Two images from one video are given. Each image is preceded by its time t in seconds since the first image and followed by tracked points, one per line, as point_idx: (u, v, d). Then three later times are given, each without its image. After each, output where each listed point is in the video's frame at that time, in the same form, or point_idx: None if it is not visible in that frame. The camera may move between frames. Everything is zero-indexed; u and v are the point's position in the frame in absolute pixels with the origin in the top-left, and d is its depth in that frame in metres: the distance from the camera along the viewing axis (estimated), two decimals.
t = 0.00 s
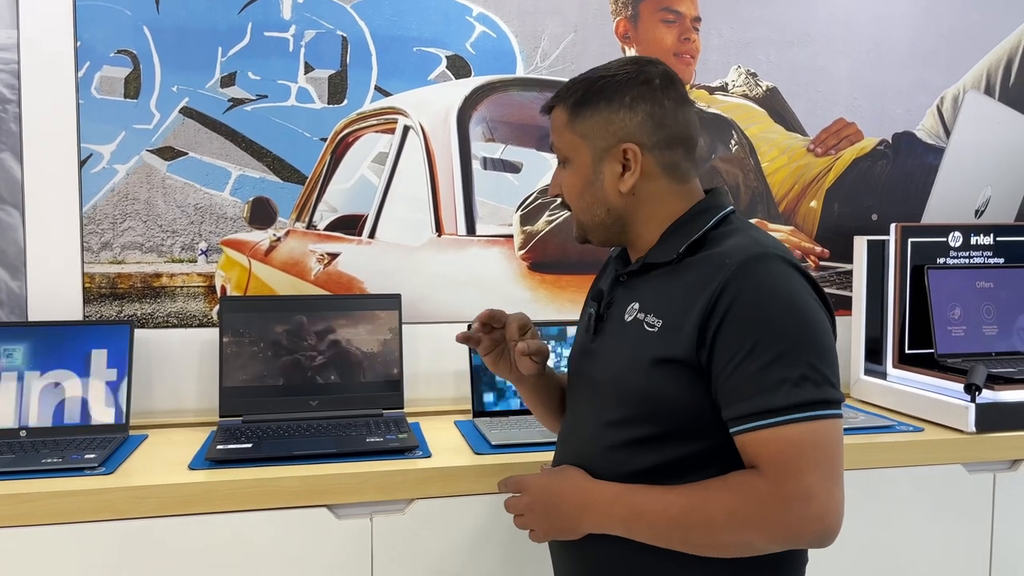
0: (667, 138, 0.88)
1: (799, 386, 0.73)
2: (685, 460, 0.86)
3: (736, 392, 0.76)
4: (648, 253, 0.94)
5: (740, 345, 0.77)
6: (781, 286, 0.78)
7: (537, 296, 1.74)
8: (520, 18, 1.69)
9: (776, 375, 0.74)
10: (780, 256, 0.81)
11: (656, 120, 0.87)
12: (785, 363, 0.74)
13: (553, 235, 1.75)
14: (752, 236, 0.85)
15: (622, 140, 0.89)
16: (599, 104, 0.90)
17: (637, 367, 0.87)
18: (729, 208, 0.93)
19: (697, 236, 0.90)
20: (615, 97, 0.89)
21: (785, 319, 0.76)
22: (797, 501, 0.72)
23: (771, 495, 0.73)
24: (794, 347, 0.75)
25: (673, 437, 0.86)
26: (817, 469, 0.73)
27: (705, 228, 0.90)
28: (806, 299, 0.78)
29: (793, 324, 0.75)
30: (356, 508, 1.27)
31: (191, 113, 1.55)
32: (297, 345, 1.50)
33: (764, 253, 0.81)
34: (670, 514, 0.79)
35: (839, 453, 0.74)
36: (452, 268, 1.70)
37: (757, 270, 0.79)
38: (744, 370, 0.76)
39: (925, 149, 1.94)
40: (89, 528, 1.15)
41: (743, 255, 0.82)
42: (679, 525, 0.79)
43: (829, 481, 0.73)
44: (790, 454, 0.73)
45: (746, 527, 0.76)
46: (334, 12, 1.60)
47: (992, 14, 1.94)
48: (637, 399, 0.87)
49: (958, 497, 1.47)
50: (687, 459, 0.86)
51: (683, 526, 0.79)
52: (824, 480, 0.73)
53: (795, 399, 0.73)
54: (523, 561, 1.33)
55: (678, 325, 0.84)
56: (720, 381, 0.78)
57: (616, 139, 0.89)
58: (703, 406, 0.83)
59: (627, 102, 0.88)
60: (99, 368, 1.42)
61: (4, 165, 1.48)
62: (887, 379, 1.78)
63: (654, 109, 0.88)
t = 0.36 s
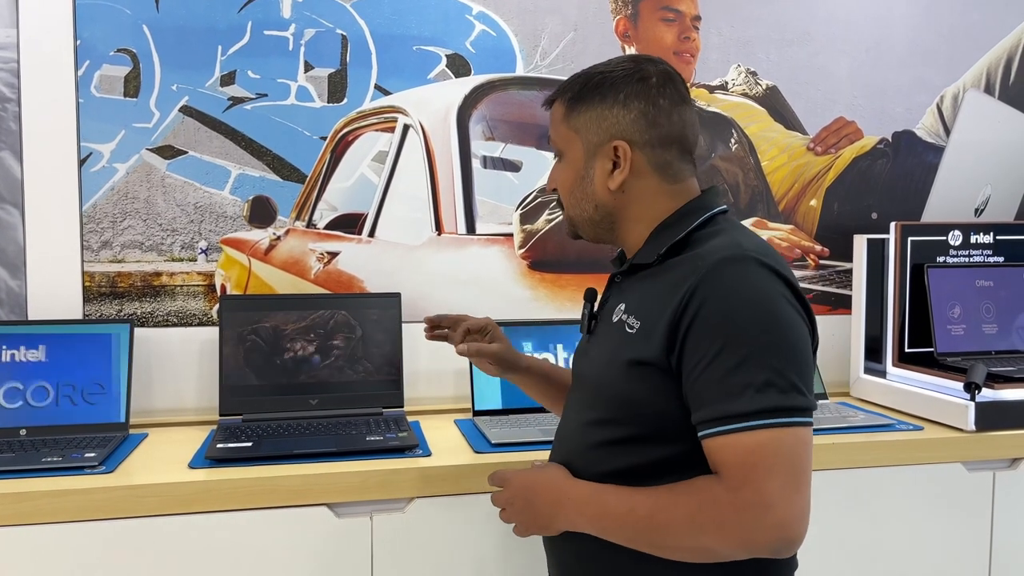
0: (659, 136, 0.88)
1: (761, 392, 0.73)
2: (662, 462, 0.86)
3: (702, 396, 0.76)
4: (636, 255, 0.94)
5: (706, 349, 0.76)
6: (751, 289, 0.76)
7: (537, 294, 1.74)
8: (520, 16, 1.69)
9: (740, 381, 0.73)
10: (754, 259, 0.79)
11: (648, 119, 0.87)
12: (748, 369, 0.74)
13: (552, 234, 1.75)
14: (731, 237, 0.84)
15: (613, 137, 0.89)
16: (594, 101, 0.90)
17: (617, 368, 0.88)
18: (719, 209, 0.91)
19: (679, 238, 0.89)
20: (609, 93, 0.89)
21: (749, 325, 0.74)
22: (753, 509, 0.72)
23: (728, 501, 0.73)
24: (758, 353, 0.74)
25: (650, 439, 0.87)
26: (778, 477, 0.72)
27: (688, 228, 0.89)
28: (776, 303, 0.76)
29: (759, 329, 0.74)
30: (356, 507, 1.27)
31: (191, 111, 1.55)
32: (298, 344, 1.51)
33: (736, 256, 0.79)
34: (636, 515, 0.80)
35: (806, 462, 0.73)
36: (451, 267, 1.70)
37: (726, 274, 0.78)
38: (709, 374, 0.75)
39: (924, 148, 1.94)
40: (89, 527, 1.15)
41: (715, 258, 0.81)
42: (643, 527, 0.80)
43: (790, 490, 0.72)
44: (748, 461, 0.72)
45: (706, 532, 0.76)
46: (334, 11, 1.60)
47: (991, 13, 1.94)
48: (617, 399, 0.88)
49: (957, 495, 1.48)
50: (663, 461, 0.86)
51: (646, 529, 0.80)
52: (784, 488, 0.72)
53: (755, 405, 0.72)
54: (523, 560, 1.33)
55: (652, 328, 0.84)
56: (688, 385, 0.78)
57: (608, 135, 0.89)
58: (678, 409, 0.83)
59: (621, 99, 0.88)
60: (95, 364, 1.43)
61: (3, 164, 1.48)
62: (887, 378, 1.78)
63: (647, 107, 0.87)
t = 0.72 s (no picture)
0: (667, 132, 0.87)
1: (744, 397, 0.73)
2: (647, 461, 0.86)
3: (687, 397, 0.76)
4: (636, 252, 0.95)
5: (694, 351, 0.76)
6: (741, 295, 0.76)
7: (537, 293, 1.74)
8: (520, 16, 1.69)
9: (725, 384, 0.74)
10: (747, 266, 0.79)
11: (657, 113, 0.87)
12: (733, 374, 0.74)
13: (552, 233, 1.75)
14: (727, 242, 0.83)
15: (622, 130, 0.89)
16: (604, 93, 0.90)
17: (608, 365, 0.88)
18: (720, 211, 0.90)
19: (677, 238, 0.89)
20: (619, 86, 0.89)
21: (736, 331, 0.74)
22: (728, 513, 0.72)
23: (704, 503, 0.73)
24: (743, 359, 0.74)
25: (637, 437, 0.87)
26: (756, 483, 0.72)
27: (688, 228, 0.89)
28: (766, 311, 0.76)
29: (746, 336, 0.74)
30: (356, 506, 1.28)
31: (191, 110, 1.55)
32: (298, 343, 1.51)
33: (728, 261, 0.79)
34: (615, 511, 0.81)
35: (784, 470, 0.73)
36: (451, 266, 1.70)
37: (717, 279, 0.78)
38: (696, 376, 0.75)
39: (924, 147, 1.94)
40: (90, 526, 1.15)
41: (707, 262, 0.81)
42: (622, 523, 0.80)
43: (766, 498, 0.72)
44: (726, 465, 0.72)
45: (682, 532, 0.76)
46: (334, 10, 1.60)
47: (991, 12, 1.94)
48: (607, 395, 0.88)
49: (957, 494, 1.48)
50: (649, 460, 0.86)
51: (624, 525, 0.80)
52: (761, 495, 0.72)
53: (738, 410, 0.72)
54: (522, 559, 1.33)
55: (642, 326, 0.85)
56: (675, 386, 0.78)
57: (617, 128, 0.89)
58: (666, 409, 0.84)
59: (631, 92, 0.88)
60: (94, 364, 1.43)
61: (3, 163, 1.48)
62: (886, 377, 1.77)
63: (656, 101, 0.87)
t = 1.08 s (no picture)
0: (667, 136, 0.88)
1: (740, 391, 0.73)
2: (642, 454, 0.87)
3: (683, 391, 0.76)
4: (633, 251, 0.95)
5: (691, 345, 0.76)
6: (739, 291, 0.77)
7: (537, 293, 1.75)
8: (520, 15, 1.69)
9: (721, 378, 0.74)
10: (744, 263, 0.80)
11: (657, 118, 0.87)
12: (729, 368, 0.74)
13: (552, 233, 1.75)
14: (724, 239, 0.84)
15: (622, 135, 0.89)
16: (603, 98, 0.90)
17: (603, 359, 0.88)
18: (717, 211, 0.91)
19: (674, 236, 0.89)
20: (618, 91, 0.89)
21: (734, 326, 0.75)
22: (723, 503, 0.72)
23: (699, 494, 0.74)
24: (740, 354, 0.74)
25: (632, 431, 0.87)
26: (751, 475, 0.73)
27: (684, 227, 0.89)
28: (763, 307, 0.76)
29: (743, 331, 0.75)
30: (356, 505, 1.28)
31: (191, 110, 1.55)
32: (298, 342, 1.51)
33: (725, 257, 0.80)
34: (612, 502, 0.81)
35: (778, 462, 0.73)
36: (451, 265, 1.70)
37: (715, 275, 0.79)
38: (692, 371, 0.76)
39: (924, 146, 1.94)
40: (90, 525, 1.15)
41: (705, 258, 0.81)
42: (618, 514, 0.80)
43: (762, 489, 0.73)
44: (722, 457, 0.73)
45: (677, 523, 0.76)
46: (333, 9, 1.60)
47: (991, 11, 1.94)
48: (603, 390, 0.88)
49: (956, 493, 1.48)
50: (644, 453, 0.86)
51: (619, 516, 0.80)
52: (755, 487, 0.72)
53: (734, 403, 0.72)
54: (522, 558, 1.34)
55: (639, 321, 0.85)
56: (671, 381, 0.78)
57: (617, 134, 0.89)
58: (661, 403, 0.84)
59: (630, 97, 0.88)
60: (94, 364, 1.43)
61: (3, 162, 1.48)
62: (886, 377, 1.77)
63: (656, 106, 0.87)
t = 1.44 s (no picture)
0: (652, 137, 0.88)
1: (745, 383, 0.73)
2: (645, 448, 0.87)
3: (687, 386, 0.76)
4: (626, 249, 0.95)
5: (694, 340, 0.76)
6: (739, 285, 0.77)
7: (537, 292, 1.75)
8: (520, 14, 1.69)
9: (725, 371, 0.74)
10: (743, 256, 0.80)
11: (641, 119, 0.87)
12: (734, 361, 0.74)
13: (552, 232, 1.75)
14: (719, 235, 0.84)
15: (608, 139, 0.89)
16: (586, 104, 0.90)
17: (604, 357, 0.88)
18: (708, 207, 0.92)
19: (670, 233, 0.89)
20: (601, 96, 0.89)
21: (736, 319, 0.75)
22: (733, 492, 0.72)
23: (709, 484, 0.74)
24: (743, 346, 0.74)
25: (634, 426, 0.87)
26: (758, 464, 0.73)
27: (678, 225, 0.89)
28: (763, 300, 0.77)
29: (745, 323, 0.75)
30: (357, 504, 1.28)
31: (192, 109, 1.55)
32: (299, 341, 1.51)
33: (724, 252, 0.80)
34: (620, 496, 0.81)
35: (783, 450, 0.74)
36: (452, 264, 1.70)
37: (716, 269, 0.79)
38: (696, 365, 0.76)
39: (924, 146, 1.94)
40: (91, 524, 1.15)
41: (704, 254, 0.81)
42: (626, 508, 0.80)
43: (768, 477, 0.73)
44: (729, 447, 0.73)
45: (687, 514, 0.76)
46: (333, 8, 1.60)
47: (991, 10, 1.94)
48: (604, 387, 0.88)
49: (956, 492, 1.48)
50: (646, 448, 0.87)
51: (628, 510, 0.80)
52: (763, 475, 0.73)
53: (740, 395, 0.73)
54: (522, 557, 1.34)
55: (640, 317, 0.85)
56: (673, 376, 0.79)
57: (603, 138, 0.89)
58: (662, 398, 0.84)
59: (613, 102, 0.89)
60: (93, 364, 1.43)
61: (4, 161, 1.48)
62: (887, 376, 1.77)
63: (639, 108, 0.88)
